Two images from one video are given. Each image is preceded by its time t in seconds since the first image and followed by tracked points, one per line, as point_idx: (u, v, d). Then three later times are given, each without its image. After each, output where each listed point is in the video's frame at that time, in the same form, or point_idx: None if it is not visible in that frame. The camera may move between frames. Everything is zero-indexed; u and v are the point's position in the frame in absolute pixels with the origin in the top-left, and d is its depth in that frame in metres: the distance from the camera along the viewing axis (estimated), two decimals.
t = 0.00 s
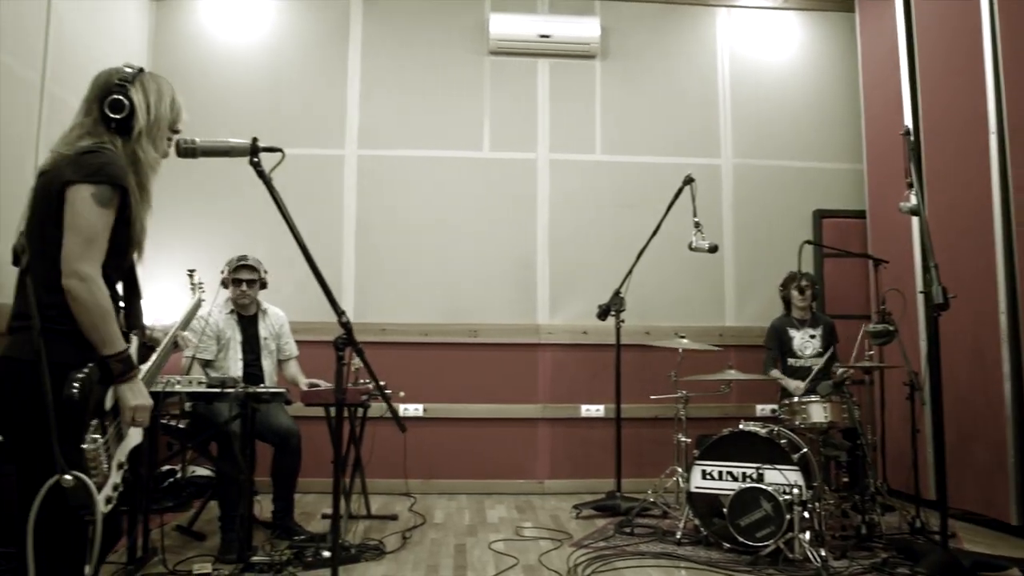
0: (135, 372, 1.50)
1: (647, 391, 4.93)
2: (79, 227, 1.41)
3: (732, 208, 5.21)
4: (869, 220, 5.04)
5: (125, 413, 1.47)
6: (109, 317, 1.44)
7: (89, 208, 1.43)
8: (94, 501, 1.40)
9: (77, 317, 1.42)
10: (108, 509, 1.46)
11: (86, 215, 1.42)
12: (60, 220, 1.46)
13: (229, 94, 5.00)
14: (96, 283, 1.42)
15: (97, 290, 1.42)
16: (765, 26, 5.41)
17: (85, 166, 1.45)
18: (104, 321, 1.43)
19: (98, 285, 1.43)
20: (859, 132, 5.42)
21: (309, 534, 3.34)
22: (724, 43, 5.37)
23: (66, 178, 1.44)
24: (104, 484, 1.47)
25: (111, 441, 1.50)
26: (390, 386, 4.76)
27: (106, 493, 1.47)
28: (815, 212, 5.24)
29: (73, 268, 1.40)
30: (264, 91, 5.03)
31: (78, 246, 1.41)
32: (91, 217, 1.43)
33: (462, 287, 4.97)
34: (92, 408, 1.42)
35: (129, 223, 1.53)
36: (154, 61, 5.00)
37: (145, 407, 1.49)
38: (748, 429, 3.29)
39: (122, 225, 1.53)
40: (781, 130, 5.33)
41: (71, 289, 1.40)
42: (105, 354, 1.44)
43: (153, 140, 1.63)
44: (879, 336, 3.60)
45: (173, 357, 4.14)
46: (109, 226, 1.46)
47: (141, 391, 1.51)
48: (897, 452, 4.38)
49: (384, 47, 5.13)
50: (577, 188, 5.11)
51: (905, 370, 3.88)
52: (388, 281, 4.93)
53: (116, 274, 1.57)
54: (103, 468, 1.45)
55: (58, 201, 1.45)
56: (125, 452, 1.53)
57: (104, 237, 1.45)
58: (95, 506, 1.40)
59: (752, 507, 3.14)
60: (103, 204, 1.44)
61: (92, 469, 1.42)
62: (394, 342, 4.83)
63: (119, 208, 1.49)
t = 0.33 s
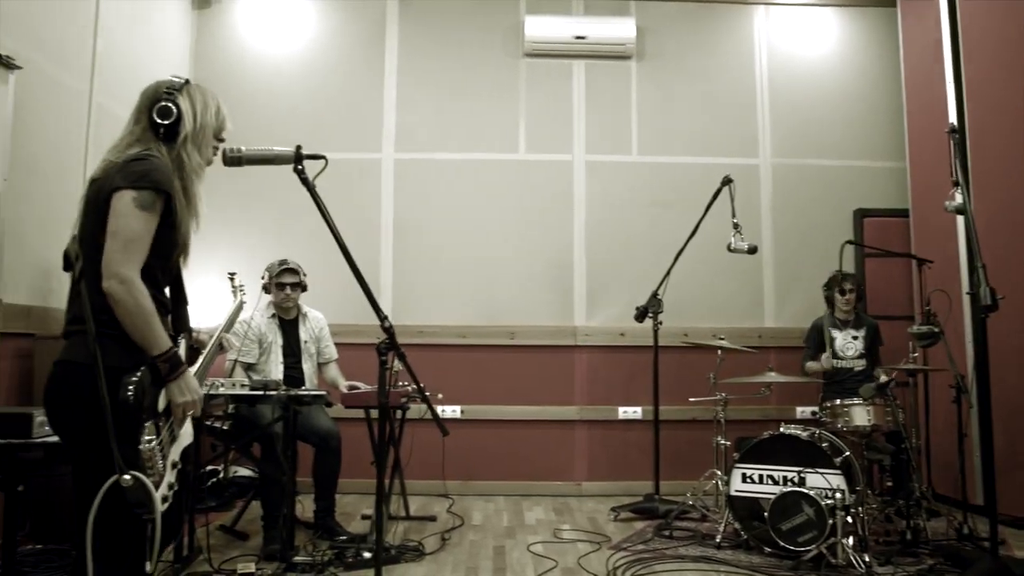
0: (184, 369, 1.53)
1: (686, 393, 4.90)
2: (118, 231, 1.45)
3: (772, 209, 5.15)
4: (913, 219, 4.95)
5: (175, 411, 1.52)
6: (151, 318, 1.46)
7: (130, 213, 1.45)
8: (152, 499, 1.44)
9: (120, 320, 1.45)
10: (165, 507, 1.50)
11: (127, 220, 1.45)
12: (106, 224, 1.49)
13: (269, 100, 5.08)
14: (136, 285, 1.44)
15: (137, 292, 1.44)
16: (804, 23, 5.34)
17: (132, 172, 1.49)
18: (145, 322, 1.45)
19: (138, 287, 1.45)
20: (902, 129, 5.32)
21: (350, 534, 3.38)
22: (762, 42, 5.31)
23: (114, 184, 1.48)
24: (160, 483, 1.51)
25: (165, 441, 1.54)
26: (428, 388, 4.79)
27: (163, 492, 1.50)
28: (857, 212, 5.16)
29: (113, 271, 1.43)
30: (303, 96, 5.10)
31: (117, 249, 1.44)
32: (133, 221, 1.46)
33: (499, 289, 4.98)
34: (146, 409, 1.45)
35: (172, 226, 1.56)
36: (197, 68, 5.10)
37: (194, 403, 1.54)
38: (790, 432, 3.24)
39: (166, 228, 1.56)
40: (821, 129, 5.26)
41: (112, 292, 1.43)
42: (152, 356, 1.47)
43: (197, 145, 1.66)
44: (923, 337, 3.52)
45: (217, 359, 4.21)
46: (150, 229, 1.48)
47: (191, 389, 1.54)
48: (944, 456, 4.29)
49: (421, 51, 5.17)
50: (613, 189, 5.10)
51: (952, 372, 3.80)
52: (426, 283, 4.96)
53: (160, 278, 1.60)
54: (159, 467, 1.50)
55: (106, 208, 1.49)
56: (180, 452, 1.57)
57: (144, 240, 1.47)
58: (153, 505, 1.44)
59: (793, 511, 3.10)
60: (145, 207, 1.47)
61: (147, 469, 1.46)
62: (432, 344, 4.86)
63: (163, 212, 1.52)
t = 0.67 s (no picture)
0: (214, 380, 1.55)
1: (711, 395, 4.87)
2: (154, 245, 1.47)
3: (797, 209, 5.11)
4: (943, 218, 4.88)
5: (206, 420, 1.54)
6: (186, 329, 1.49)
7: (159, 226, 1.48)
8: (182, 505, 1.44)
9: (157, 331, 1.48)
10: (197, 515, 1.53)
11: (157, 232, 1.48)
12: (133, 236, 1.52)
13: (294, 104, 5.13)
14: (173, 298, 1.47)
15: (174, 306, 1.47)
16: (830, 21, 5.28)
17: (157, 185, 1.51)
18: (181, 334, 1.48)
19: (174, 300, 1.48)
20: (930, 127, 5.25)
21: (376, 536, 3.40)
22: (787, 40, 5.27)
23: (140, 197, 1.50)
24: (191, 490, 1.53)
25: (197, 448, 1.56)
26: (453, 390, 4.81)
27: (194, 500, 1.53)
28: (885, 211, 5.10)
29: (150, 285, 1.46)
30: (328, 99, 5.14)
31: (152, 263, 1.47)
32: (164, 235, 1.48)
33: (523, 292, 4.99)
34: (176, 417, 1.47)
35: (198, 237, 1.58)
36: (224, 75, 5.18)
37: (226, 414, 1.56)
38: (818, 435, 3.22)
39: (193, 239, 1.58)
40: (847, 127, 5.21)
41: (150, 305, 1.46)
42: (184, 365, 1.50)
43: (228, 157, 1.68)
44: (954, 339, 3.47)
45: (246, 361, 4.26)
46: (182, 242, 1.51)
47: (222, 399, 1.57)
48: (975, 459, 4.23)
49: (445, 54, 5.19)
50: (638, 190, 5.09)
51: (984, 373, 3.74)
52: (451, 285, 4.98)
53: (190, 287, 1.62)
54: (190, 474, 1.52)
55: (133, 220, 1.52)
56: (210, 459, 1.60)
57: (176, 253, 1.50)
58: (183, 512, 1.44)
59: (821, 515, 3.07)
60: (173, 220, 1.50)
61: (179, 477, 1.48)
62: (456, 345, 4.88)
63: (188, 223, 1.54)
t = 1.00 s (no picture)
0: (241, 383, 1.57)
1: (736, 396, 4.84)
2: (182, 248, 1.49)
3: (822, 208, 5.06)
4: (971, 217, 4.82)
5: (233, 422, 1.55)
6: (211, 331, 1.50)
7: (193, 230, 1.50)
8: (208, 507, 1.46)
9: (182, 332, 1.50)
10: (221, 515, 1.52)
11: (189, 237, 1.50)
12: (169, 240, 1.54)
13: (318, 107, 5.17)
14: (197, 300, 1.49)
15: (198, 307, 1.49)
16: (856, 17, 5.23)
17: (192, 190, 1.53)
18: (206, 336, 1.50)
19: (199, 302, 1.50)
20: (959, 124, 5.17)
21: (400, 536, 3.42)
22: (812, 37, 5.22)
23: (175, 202, 1.52)
24: (217, 491, 1.53)
25: (222, 451, 1.56)
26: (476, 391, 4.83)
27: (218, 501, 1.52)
28: (912, 210, 5.04)
29: (176, 287, 1.48)
30: (351, 102, 5.18)
31: (180, 266, 1.49)
32: (195, 239, 1.50)
33: (546, 293, 4.99)
34: (204, 418, 1.49)
35: (230, 241, 1.60)
36: (250, 79, 5.23)
37: (251, 415, 1.57)
38: (844, 437, 3.20)
39: (225, 244, 1.60)
40: (873, 125, 5.15)
41: (174, 307, 1.48)
42: (211, 368, 1.52)
43: (260, 162, 1.70)
44: (984, 339, 3.42)
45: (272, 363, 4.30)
46: (211, 246, 1.53)
47: (248, 402, 1.58)
48: (1006, 462, 4.17)
49: (468, 56, 5.21)
50: (661, 190, 5.07)
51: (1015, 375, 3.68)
52: (474, 287, 5.00)
53: (220, 290, 1.64)
54: (216, 476, 1.50)
55: (169, 224, 1.54)
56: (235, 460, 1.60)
57: (205, 256, 1.52)
58: (209, 512, 1.46)
59: (847, 518, 3.05)
60: (206, 225, 1.52)
61: (206, 478, 1.48)
62: (479, 347, 4.89)
63: (221, 227, 1.57)
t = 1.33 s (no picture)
0: (239, 384, 1.58)
1: (738, 397, 4.83)
2: (183, 250, 1.50)
3: (825, 208, 5.05)
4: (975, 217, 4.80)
5: (231, 423, 1.56)
6: (212, 333, 1.51)
7: (191, 231, 1.51)
8: (207, 508, 1.46)
9: (183, 334, 1.50)
10: (220, 516, 1.53)
11: (188, 238, 1.50)
12: (166, 241, 1.55)
13: (321, 108, 5.18)
14: (200, 302, 1.50)
15: (200, 309, 1.50)
16: (860, 17, 5.21)
17: (189, 191, 1.53)
18: (207, 337, 1.51)
19: (201, 304, 1.50)
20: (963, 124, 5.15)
21: (401, 537, 3.43)
22: (815, 36, 5.20)
23: (173, 203, 1.53)
24: (215, 493, 1.53)
25: (221, 453, 1.56)
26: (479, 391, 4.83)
27: (217, 503, 1.53)
28: (915, 210, 5.03)
29: (179, 290, 1.49)
30: (354, 103, 5.19)
31: (182, 268, 1.50)
32: (194, 240, 1.51)
33: (548, 293, 4.99)
34: (203, 420, 1.49)
35: (229, 242, 1.61)
36: (253, 80, 5.25)
37: (249, 418, 1.58)
38: (846, 437, 3.18)
39: (224, 245, 1.61)
40: (877, 125, 5.14)
41: (178, 309, 1.48)
42: (210, 369, 1.52)
43: (258, 161, 1.71)
44: (987, 341, 3.40)
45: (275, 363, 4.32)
46: (210, 247, 1.54)
47: (246, 403, 1.59)
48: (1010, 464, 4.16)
49: (471, 57, 5.21)
50: (663, 190, 5.06)
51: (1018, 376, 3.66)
52: (477, 287, 5.00)
53: (219, 291, 1.64)
54: (215, 478, 1.52)
55: (166, 225, 1.55)
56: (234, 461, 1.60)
57: (206, 258, 1.52)
58: (208, 514, 1.46)
59: (848, 520, 3.05)
60: (204, 226, 1.52)
61: (204, 480, 1.48)
62: (482, 347, 4.89)
63: (219, 228, 1.57)
